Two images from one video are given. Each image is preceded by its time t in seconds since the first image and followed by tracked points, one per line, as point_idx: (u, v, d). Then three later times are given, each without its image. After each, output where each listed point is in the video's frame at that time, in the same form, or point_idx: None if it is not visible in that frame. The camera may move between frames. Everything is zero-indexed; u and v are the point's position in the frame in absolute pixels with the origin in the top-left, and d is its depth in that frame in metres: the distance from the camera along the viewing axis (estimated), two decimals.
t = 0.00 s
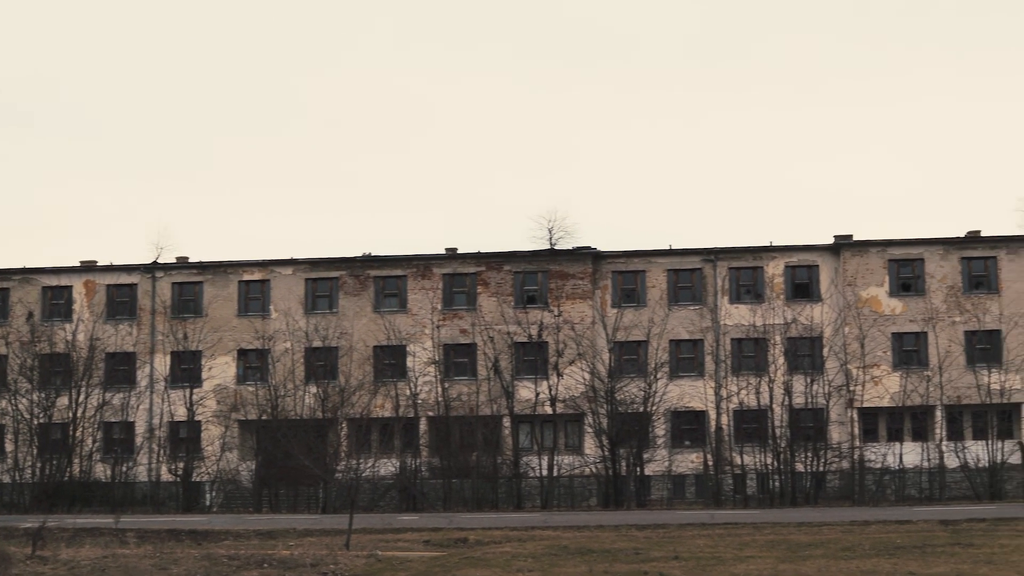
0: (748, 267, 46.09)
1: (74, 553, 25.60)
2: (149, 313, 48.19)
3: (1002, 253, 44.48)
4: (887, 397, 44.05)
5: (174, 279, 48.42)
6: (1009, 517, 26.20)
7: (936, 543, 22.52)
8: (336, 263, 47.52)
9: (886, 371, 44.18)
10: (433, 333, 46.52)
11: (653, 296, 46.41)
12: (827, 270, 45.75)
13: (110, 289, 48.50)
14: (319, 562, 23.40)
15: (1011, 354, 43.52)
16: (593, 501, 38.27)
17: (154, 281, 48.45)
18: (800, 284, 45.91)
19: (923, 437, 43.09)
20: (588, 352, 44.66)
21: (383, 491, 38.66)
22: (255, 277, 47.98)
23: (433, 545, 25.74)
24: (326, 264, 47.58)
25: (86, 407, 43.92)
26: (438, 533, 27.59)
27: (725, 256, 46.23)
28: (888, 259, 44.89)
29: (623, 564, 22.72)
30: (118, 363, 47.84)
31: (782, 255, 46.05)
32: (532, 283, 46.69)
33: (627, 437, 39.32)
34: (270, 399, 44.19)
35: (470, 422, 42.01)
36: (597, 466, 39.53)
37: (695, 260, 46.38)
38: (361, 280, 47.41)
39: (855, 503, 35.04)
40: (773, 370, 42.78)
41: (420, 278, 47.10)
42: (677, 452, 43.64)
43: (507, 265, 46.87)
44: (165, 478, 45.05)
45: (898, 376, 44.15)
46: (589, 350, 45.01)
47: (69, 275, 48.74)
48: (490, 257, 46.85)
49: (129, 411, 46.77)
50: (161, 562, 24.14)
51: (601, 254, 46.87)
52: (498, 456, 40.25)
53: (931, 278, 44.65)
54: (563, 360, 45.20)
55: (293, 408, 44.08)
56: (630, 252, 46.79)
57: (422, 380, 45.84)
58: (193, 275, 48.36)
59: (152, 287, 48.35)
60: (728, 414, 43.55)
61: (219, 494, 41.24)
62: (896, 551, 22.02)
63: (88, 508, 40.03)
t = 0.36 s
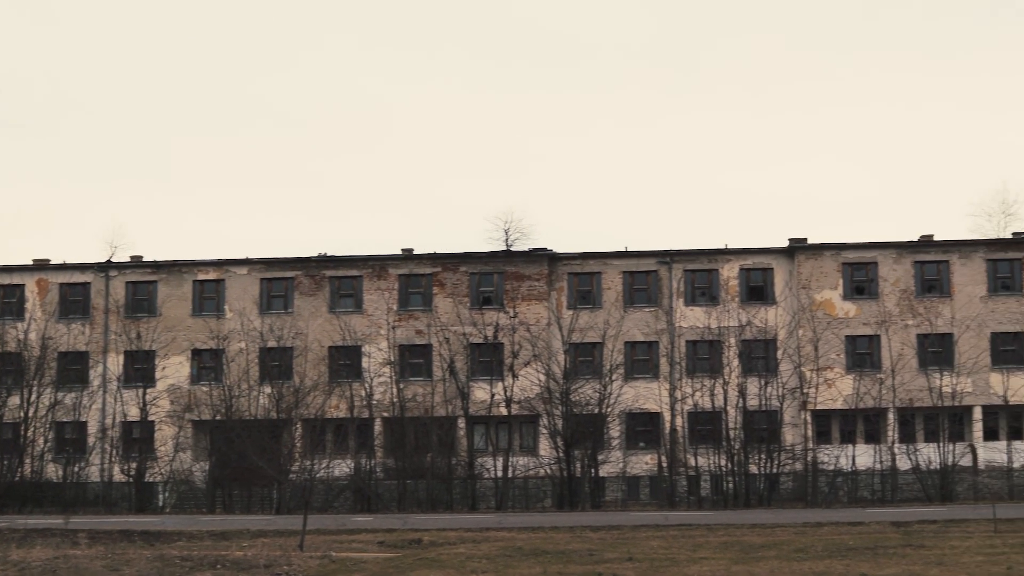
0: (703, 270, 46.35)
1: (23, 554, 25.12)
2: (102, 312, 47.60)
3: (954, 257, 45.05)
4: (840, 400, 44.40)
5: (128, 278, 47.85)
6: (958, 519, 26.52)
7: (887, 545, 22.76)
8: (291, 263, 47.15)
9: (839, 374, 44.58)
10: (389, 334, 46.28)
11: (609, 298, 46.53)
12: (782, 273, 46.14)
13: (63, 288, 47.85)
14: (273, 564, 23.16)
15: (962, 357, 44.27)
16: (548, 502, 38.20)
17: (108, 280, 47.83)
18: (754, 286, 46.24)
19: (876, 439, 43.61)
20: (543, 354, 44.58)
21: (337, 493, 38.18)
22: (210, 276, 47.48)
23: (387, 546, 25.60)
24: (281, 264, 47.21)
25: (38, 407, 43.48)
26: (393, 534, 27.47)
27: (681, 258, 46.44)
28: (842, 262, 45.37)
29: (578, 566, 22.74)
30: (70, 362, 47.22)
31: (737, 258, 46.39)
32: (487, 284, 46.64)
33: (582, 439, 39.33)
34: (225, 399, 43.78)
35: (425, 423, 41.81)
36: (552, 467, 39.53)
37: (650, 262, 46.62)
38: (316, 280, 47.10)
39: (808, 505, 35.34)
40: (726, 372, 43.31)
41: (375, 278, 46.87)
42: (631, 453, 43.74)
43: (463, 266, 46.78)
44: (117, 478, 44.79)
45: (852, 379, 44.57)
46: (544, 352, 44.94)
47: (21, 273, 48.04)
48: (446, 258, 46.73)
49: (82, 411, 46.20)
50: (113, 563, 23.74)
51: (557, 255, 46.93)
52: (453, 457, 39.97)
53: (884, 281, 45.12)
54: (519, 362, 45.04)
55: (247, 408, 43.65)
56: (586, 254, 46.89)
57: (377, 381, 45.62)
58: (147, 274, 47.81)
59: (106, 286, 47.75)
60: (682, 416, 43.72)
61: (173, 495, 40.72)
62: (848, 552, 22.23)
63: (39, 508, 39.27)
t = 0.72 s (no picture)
0: (658, 272, 46.57)
1: None
2: (54, 311, 46.95)
3: (906, 261, 45.64)
4: (794, 402, 44.80)
5: (81, 277, 47.25)
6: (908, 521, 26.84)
7: (839, 546, 23.00)
8: (245, 263, 46.78)
9: (792, 376, 44.99)
10: (344, 335, 46.03)
11: (564, 299, 46.65)
12: (736, 275, 46.51)
13: (14, 287, 47.19)
14: (227, 565, 22.89)
15: (914, 359, 44.81)
16: (502, 504, 37.97)
17: (60, 279, 47.27)
18: (708, 289, 46.55)
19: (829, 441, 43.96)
20: (498, 355, 44.64)
21: (291, 494, 37.98)
22: (164, 275, 46.97)
23: (341, 547, 25.42)
24: (235, 263, 46.83)
25: None
26: (346, 535, 27.28)
27: (635, 261, 46.63)
28: (795, 265, 45.75)
29: (532, 567, 22.74)
30: (21, 361, 46.45)
31: (691, 260, 46.67)
32: (442, 285, 46.47)
33: (537, 439, 39.39)
34: (177, 400, 43.20)
35: (379, 424, 41.74)
36: (507, 469, 39.56)
37: (605, 264, 46.71)
38: (271, 280, 46.71)
39: (761, 506, 35.53)
40: (681, 374, 43.20)
41: (330, 278, 46.58)
42: (586, 454, 43.88)
43: (418, 267, 46.58)
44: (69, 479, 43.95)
45: (805, 381, 44.94)
46: (498, 353, 44.99)
47: None
48: (401, 259, 46.54)
49: (33, 412, 45.24)
50: (63, 565, 23.34)
51: (512, 257, 46.98)
52: (407, 458, 39.88)
53: (837, 284, 45.60)
54: (473, 363, 45.13)
55: (201, 409, 43.08)
56: (541, 255, 46.94)
57: (332, 382, 45.42)
58: (100, 273, 47.21)
59: (58, 285, 47.15)
60: (636, 418, 43.95)
61: (125, 495, 40.00)
62: (800, 553, 22.45)
63: None
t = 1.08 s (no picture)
0: (614, 274, 46.77)
1: None
2: (7, 310, 46.33)
3: (861, 264, 46.16)
4: (749, 404, 45.13)
5: (34, 276, 46.64)
6: (862, 522, 27.12)
7: (793, 548, 23.20)
8: (201, 262, 46.40)
9: (747, 378, 45.34)
10: (300, 335, 45.73)
11: (521, 301, 46.70)
12: (692, 277, 46.79)
13: None
14: (180, 566, 22.65)
15: (868, 362, 45.33)
16: (457, 504, 37.92)
17: (13, 278, 46.68)
18: (665, 291, 46.82)
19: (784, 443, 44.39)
20: (454, 357, 44.75)
21: (246, 495, 37.73)
22: (118, 274, 46.45)
23: (296, 548, 25.24)
24: (191, 263, 46.43)
25: None
26: (302, 536, 27.10)
27: (591, 262, 46.80)
28: (751, 268, 46.16)
29: (488, 568, 22.73)
30: None
31: (648, 262, 46.90)
32: (399, 286, 46.37)
33: (493, 440, 39.36)
34: (131, 400, 42.69)
35: (335, 424, 41.80)
36: (462, 470, 39.54)
37: (562, 265, 46.85)
38: (227, 280, 46.39)
39: (717, 508, 35.72)
40: (636, 376, 43.87)
41: (286, 278, 46.30)
42: (542, 456, 44.13)
43: (375, 267, 46.47)
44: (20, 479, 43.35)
45: (760, 383, 45.35)
46: (455, 354, 45.12)
47: None
48: (358, 259, 46.38)
49: None
50: (13, 566, 22.97)
51: (469, 258, 46.98)
52: (363, 458, 39.66)
53: (792, 287, 46.04)
54: (430, 364, 45.10)
55: (155, 409, 42.65)
56: (498, 256, 46.98)
57: (287, 382, 45.05)
58: (53, 272, 46.62)
59: (11, 284, 46.55)
60: (592, 419, 44.08)
61: (77, 496, 39.48)
62: (754, 554, 22.64)
63: None
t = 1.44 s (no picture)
0: (570, 275, 46.95)
1: None
2: None
3: (815, 267, 46.66)
4: (703, 406, 45.60)
5: None
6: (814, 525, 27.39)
7: (746, 549, 23.41)
8: (155, 262, 45.99)
9: (702, 381, 45.73)
10: (254, 335, 45.51)
11: (476, 302, 46.82)
12: (647, 279, 47.09)
13: None
14: (132, 567, 22.41)
15: (821, 364, 45.86)
16: (412, 506, 37.99)
17: None
18: (620, 293, 47.09)
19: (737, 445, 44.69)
20: (409, 357, 44.53)
21: (199, 496, 37.54)
22: (71, 273, 45.92)
23: (249, 549, 25.10)
24: (145, 262, 46.00)
25: None
26: (255, 537, 26.93)
27: (547, 264, 46.91)
28: (706, 270, 46.51)
29: (442, 569, 22.74)
30: None
31: (603, 264, 47.11)
32: (354, 287, 46.19)
33: (448, 441, 39.39)
34: (84, 399, 42.19)
35: (289, 424, 41.54)
36: (417, 471, 39.54)
37: (518, 267, 46.99)
38: (181, 279, 45.98)
39: (670, 509, 36.00)
40: (592, 377, 43.88)
41: (241, 278, 46.00)
42: (497, 457, 44.15)
43: (330, 268, 46.23)
44: None
45: (714, 386, 45.70)
46: (410, 354, 44.87)
47: None
48: (313, 259, 46.13)
49: None
50: None
51: (425, 259, 46.93)
52: (317, 460, 39.68)
53: (747, 289, 46.45)
54: (385, 364, 45.04)
55: (108, 408, 42.24)
56: (454, 257, 46.98)
57: (241, 382, 44.83)
58: (5, 270, 46.02)
59: None
60: (547, 421, 44.21)
61: (28, 497, 38.94)
62: (707, 555, 22.84)
63: None
